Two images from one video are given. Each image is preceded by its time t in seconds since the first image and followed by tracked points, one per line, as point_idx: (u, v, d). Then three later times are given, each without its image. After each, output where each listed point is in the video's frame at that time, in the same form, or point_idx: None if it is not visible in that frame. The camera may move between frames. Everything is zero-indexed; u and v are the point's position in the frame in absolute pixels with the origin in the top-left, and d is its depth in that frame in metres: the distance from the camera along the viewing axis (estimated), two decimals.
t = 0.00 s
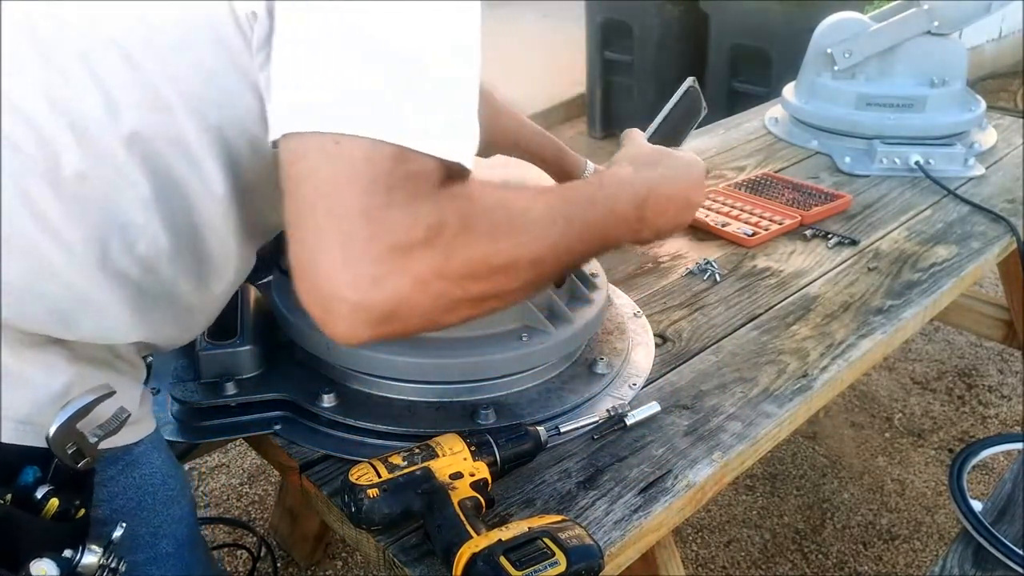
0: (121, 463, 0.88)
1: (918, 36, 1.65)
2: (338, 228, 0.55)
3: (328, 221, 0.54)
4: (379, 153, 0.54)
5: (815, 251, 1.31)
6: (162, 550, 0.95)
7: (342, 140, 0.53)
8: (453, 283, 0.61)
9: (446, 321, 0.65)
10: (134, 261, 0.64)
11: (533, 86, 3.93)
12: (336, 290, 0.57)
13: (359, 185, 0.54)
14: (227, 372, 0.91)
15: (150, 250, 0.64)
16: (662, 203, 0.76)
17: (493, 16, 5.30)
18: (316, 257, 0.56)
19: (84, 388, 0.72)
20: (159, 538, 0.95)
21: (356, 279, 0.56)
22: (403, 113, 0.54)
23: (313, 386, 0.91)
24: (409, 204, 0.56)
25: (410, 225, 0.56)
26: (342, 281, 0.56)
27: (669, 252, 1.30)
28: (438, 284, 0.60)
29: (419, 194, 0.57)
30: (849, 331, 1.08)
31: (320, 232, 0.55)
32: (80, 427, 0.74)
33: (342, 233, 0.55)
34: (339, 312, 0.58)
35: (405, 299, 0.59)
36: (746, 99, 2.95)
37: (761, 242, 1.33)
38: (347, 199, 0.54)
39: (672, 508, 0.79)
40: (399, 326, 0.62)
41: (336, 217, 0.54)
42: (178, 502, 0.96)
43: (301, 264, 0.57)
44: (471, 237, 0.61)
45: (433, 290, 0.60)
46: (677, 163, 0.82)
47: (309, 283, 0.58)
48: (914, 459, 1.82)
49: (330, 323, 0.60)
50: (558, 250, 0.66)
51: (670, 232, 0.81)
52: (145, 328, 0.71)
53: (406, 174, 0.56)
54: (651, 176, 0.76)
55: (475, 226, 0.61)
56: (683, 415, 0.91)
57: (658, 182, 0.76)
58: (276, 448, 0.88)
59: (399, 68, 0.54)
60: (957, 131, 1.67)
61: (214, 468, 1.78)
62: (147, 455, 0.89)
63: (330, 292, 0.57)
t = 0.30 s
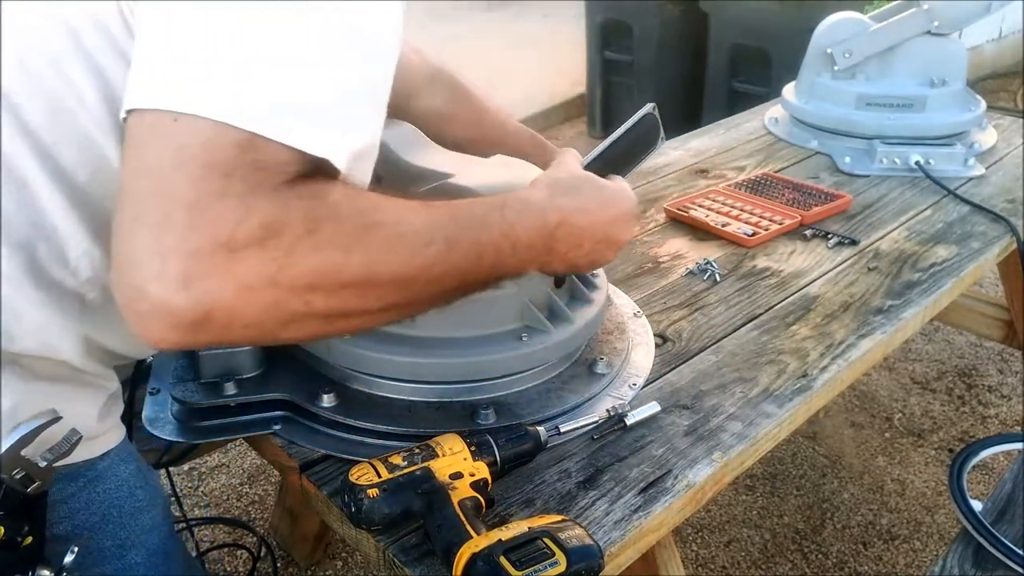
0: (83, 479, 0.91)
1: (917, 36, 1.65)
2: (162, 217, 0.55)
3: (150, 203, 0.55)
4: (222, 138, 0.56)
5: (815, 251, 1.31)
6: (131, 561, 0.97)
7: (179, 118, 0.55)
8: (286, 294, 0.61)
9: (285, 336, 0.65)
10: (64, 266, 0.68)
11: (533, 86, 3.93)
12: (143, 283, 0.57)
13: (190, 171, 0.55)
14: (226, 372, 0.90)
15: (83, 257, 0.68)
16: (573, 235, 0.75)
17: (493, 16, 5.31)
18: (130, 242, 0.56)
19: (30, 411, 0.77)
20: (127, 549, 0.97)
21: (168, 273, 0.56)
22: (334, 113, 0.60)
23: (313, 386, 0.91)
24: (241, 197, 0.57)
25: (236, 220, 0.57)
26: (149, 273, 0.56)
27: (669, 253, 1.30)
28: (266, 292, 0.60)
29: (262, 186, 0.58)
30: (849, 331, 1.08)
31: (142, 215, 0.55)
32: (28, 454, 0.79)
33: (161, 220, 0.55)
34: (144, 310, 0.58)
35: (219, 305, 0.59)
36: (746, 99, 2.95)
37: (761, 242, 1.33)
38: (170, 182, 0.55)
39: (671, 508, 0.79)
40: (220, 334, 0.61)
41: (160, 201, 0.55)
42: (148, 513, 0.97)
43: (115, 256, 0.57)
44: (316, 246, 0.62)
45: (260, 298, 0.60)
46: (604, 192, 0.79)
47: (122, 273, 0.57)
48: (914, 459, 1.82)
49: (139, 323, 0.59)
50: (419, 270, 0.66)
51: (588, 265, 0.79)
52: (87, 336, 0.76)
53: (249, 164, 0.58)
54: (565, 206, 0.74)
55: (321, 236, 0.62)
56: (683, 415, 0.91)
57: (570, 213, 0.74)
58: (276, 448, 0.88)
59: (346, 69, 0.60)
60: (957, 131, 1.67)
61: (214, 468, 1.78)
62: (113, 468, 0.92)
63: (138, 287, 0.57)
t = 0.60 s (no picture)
0: (69, 488, 0.90)
1: (917, 36, 1.65)
2: (75, 213, 0.57)
3: (67, 202, 0.57)
4: (153, 137, 0.58)
5: (815, 251, 1.31)
6: (119, 570, 0.96)
7: (113, 116, 0.58)
8: (209, 301, 0.62)
9: (212, 347, 0.66)
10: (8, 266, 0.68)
11: (533, 86, 3.94)
12: (55, 285, 0.57)
13: (111, 169, 0.57)
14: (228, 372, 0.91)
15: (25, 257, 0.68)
16: (540, 246, 0.79)
17: (493, 16, 5.32)
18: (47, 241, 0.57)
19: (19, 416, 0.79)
20: (115, 558, 0.96)
21: (78, 272, 0.57)
22: (282, 113, 0.62)
23: (315, 386, 0.91)
24: (161, 199, 0.58)
25: (155, 223, 0.58)
26: (60, 276, 0.57)
27: (669, 252, 1.30)
28: (187, 299, 0.61)
29: (185, 192, 0.59)
30: (849, 331, 1.08)
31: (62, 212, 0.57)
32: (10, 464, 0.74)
33: (74, 215, 0.57)
34: (55, 314, 0.58)
35: (134, 309, 0.59)
36: (746, 99, 2.95)
37: (761, 242, 1.33)
38: (89, 183, 0.56)
39: (671, 508, 0.79)
40: (138, 345, 0.62)
41: (74, 198, 0.57)
42: (136, 522, 0.97)
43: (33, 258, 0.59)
44: (244, 253, 0.62)
45: (181, 306, 0.61)
46: (574, 201, 0.83)
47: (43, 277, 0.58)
48: (914, 459, 1.82)
49: (51, 329, 0.60)
50: (356, 279, 0.67)
51: (560, 278, 0.84)
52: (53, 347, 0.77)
53: (179, 164, 0.59)
54: (530, 216, 0.79)
55: (250, 242, 0.62)
56: (684, 415, 0.91)
57: (534, 226, 0.78)
58: (275, 448, 0.88)
59: (296, 73, 0.63)
60: (957, 131, 1.67)
61: (214, 468, 1.78)
62: (98, 477, 0.92)
63: (55, 289, 0.57)
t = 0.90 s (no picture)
0: (83, 488, 0.90)
1: (917, 36, 1.65)
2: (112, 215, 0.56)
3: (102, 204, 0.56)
4: (184, 139, 0.58)
5: (815, 251, 1.31)
6: (131, 570, 0.96)
7: (145, 117, 0.57)
8: (240, 303, 0.62)
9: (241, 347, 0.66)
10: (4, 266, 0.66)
11: (533, 86, 3.94)
12: (89, 287, 0.57)
13: (145, 171, 0.57)
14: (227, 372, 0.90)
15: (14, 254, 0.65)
16: (557, 243, 0.81)
17: (493, 16, 5.31)
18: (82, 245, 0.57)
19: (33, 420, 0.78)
20: (127, 559, 0.96)
21: (115, 274, 0.57)
22: (282, 113, 0.60)
23: (314, 386, 0.91)
24: (195, 202, 0.59)
25: (190, 225, 0.59)
26: (94, 277, 0.57)
27: (669, 253, 1.30)
28: (218, 300, 0.61)
29: (220, 195, 0.60)
30: (849, 331, 1.08)
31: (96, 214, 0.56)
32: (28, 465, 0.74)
33: (111, 216, 0.56)
34: (89, 316, 0.58)
35: (168, 311, 0.59)
36: (746, 99, 2.95)
37: (761, 242, 1.33)
38: (123, 185, 0.56)
39: (671, 508, 0.79)
40: (169, 345, 0.62)
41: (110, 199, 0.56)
42: (149, 522, 0.96)
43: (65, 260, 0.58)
44: (274, 255, 0.63)
45: (213, 306, 0.61)
46: (590, 197, 0.85)
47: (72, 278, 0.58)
48: (914, 459, 1.82)
49: (84, 330, 0.59)
50: (382, 277, 0.68)
51: (575, 273, 0.86)
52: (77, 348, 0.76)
53: (213, 167, 0.59)
54: (549, 213, 0.81)
55: (281, 243, 0.63)
56: (684, 415, 0.91)
57: (551, 223, 0.80)
58: (275, 449, 0.88)
59: (298, 74, 0.61)
60: (957, 131, 1.67)
61: (214, 468, 1.78)
62: (112, 477, 0.92)
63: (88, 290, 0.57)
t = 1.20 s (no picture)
0: (109, 484, 0.90)
1: (918, 36, 1.65)
2: (162, 196, 0.56)
3: (151, 184, 0.56)
4: (233, 120, 0.57)
5: (815, 251, 1.31)
6: (152, 568, 0.97)
7: (193, 99, 0.57)
8: (287, 282, 0.62)
9: (285, 327, 0.66)
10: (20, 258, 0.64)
11: (534, 86, 3.94)
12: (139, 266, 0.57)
13: (192, 151, 0.56)
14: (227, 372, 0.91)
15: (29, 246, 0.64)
16: (589, 230, 0.82)
17: (493, 16, 5.32)
18: (131, 224, 0.57)
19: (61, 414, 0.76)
20: (149, 556, 0.96)
21: (165, 254, 0.57)
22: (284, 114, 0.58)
23: (314, 386, 0.91)
24: (243, 179, 0.58)
25: (239, 204, 0.58)
26: (146, 256, 0.56)
27: (668, 252, 1.30)
28: (266, 280, 0.61)
29: (269, 172, 0.59)
30: (849, 331, 1.08)
31: (145, 196, 0.56)
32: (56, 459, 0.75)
33: (162, 199, 0.56)
34: (139, 293, 0.58)
35: (217, 291, 0.59)
36: (746, 99, 2.95)
37: (761, 242, 1.33)
38: (173, 165, 0.56)
39: (671, 508, 0.79)
40: (216, 324, 0.62)
41: (159, 182, 0.56)
42: (170, 520, 0.97)
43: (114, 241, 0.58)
44: (321, 234, 0.63)
45: (260, 286, 0.61)
46: (621, 184, 0.87)
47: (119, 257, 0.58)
48: (914, 459, 1.82)
49: (133, 309, 0.59)
50: (424, 259, 0.68)
51: (605, 259, 0.86)
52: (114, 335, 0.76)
53: (261, 147, 0.59)
54: (583, 200, 0.82)
55: (327, 223, 0.63)
56: (683, 415, 0.91)
57: (584, 209, 0.81)
58: (275, 448, 0.88)
59: (298, 72, 0.59)
60: (957, 131, 1.67)
61: (214, 468, 1.78)
62: (137, 473, 0.91)
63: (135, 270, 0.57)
